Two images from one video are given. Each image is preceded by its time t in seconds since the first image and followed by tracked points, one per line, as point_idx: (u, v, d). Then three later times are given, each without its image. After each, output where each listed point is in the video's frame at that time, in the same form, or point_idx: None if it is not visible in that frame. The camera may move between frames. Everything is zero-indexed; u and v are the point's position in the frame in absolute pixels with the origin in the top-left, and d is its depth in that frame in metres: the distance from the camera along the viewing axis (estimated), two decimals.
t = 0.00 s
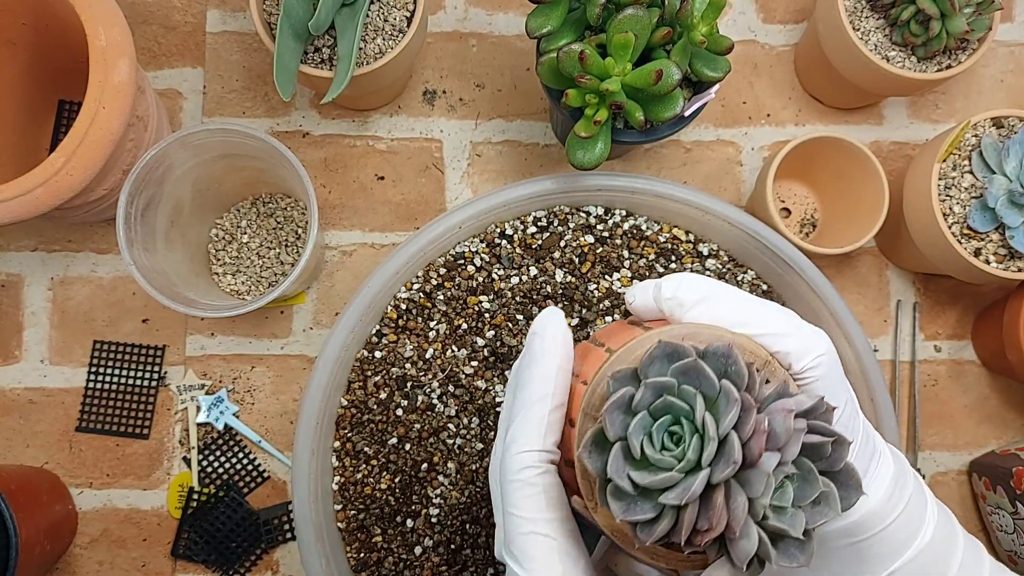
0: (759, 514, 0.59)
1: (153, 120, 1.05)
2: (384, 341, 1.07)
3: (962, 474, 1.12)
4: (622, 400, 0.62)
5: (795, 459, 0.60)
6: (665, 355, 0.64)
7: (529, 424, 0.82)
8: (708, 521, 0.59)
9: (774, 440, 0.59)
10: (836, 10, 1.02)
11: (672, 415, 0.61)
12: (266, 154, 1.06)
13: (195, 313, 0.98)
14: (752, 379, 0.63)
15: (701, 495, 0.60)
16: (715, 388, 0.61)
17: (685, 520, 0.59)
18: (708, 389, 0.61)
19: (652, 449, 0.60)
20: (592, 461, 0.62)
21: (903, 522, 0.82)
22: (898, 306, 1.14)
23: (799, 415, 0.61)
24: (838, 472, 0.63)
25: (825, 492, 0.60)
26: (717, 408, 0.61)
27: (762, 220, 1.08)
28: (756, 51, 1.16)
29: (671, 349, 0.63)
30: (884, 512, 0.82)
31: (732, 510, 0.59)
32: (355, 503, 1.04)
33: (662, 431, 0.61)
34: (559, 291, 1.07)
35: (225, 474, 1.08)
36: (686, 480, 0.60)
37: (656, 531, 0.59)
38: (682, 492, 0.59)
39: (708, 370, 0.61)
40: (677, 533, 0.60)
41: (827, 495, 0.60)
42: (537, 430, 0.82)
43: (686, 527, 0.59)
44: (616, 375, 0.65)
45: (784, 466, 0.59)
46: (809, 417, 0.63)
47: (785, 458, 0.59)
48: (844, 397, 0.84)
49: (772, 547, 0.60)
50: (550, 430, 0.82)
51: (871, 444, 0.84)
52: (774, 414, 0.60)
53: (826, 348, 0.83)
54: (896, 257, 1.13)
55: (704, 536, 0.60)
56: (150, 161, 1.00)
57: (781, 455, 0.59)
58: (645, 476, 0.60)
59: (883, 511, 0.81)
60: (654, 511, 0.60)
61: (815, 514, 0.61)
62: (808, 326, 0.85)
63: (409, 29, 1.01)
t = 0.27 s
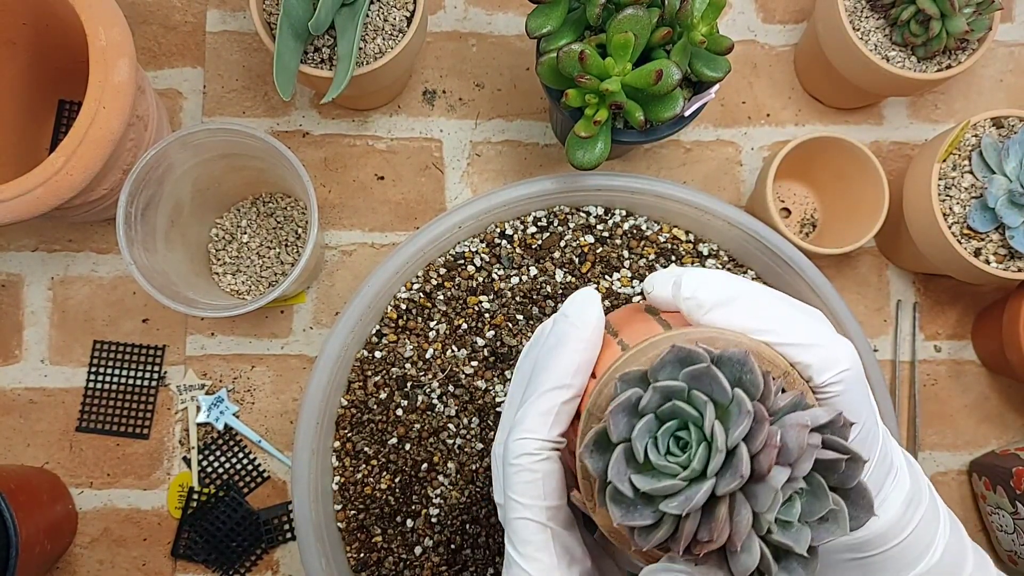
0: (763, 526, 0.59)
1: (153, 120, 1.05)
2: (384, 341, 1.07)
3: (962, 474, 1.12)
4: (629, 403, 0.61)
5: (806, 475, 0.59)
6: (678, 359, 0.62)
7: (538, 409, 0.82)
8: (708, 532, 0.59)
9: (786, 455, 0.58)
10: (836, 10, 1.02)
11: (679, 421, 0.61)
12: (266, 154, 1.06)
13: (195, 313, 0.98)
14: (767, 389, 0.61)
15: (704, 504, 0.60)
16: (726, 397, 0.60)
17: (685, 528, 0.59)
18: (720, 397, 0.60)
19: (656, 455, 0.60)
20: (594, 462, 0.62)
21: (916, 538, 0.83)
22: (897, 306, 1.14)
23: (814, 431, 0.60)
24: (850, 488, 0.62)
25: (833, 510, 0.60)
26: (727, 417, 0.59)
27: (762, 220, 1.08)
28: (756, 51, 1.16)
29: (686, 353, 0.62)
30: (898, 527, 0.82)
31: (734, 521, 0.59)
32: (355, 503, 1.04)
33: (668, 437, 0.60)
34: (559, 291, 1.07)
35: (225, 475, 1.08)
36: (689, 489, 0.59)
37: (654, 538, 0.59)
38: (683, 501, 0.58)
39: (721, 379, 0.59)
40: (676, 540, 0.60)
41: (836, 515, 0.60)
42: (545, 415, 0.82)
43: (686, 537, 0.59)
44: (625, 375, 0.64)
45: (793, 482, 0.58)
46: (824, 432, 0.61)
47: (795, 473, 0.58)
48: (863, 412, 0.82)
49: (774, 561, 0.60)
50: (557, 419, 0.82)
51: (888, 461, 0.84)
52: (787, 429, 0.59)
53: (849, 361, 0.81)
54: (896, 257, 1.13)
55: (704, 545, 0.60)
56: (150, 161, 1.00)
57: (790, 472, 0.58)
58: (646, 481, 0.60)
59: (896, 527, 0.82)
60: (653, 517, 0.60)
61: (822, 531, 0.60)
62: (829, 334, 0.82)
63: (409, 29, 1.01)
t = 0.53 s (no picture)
0: (760, 474, 0.59)
1: (153, 121, 1.05)
2: (384, 341, 1.07)
3: (961, 474, 1.12)
4: (638, 346, 0.62)
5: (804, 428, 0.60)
6: (687, 312, 0.64)
7: (544, 398, 0.82)
8: (707, 472, 0.59)
9: (786, 404, 0.59)
10: (836, 10, 1.02)
11: (685, 369, 0.61)
12: (266, 154, 1.06)
13: (196, 313, 0.98)
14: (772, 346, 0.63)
15: (704, 447, 0.60)
16: (733, 347, 0.61)
17: (685, 468, 0.59)
18: (727, 347, 0.61)
19: (661, 398, 0.60)
20: (600, 401, 0.63)
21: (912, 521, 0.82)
22: (897, 306, 1.14)
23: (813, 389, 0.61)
24: (846, 455, 0.62)
25: (831, 470, 0.60)
26: (733, 365, 0.61)
27: (762, 219, 1.08)
28: (756, 51, 1.16)
29: (696, 305, 0.64)
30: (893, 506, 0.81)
31: (732, 466, 0.59)
32: (355, 503, 1.04)
33: (675, 381, 0.61)
34: (559, 291, 1.07)
35: (225, 475, 1.08)
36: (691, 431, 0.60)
37: (655, 475, 0.60)
38: (685, 441, 0.59)
39: (729, 330, 0.61)
40: (675, 483, 0.60)
41: (830, 472, 0.60)
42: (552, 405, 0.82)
43: (686, 476, 0.59)
44: (635, 324, 0.65)
45: (791, 433, 0.59)
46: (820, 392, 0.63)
47: (794, 423, 0.59)
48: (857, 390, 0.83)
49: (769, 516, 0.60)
50: (561, 409, 0.82)
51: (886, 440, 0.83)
52: (789, 381, 0.60)
53: (847, 333, 0.82)
54: (896, 257, 1.13)
55: (702, 488, 0.59)
56: (150, 162, 1.00)
57: (789, 420, 0.59)
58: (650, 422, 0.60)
59: (889, 510, 0.81)
60: (655, 457, 0.60)
61: (817, 493, 0.60)
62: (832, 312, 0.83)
63: (409, 29, 1.01)
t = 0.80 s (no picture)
0: (744, 461, 0.58)
1: (153, 121, 1.05)
2: (384, 341, 1.07)
3: (962, 474, 1.12)
4: (626, 331, 0.63)
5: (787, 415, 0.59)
6: (675, 300, 0.65)
7: (543, 368, 0.84)
8: (690, 457, 0.59)
9: (768, 391, 0.59)
10: (836, 10, 1.02)
11: (672, 356, 0.62)
12: (266, 154, 1.06)
13: (196, 313, 0.98)
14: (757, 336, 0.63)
15: (688, 433, 0.60)
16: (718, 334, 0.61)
17: (669, 453, 0.59)
18: (713, 334, 0.62)
19: (646, 383, 0.61)
20: (588, 386, 0.63)
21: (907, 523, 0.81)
22: (897, 306, 1.14)
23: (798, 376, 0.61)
24: (833, 446, 0.61)
25: (817, 459, 0.59)
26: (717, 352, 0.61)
27: (762, 219, 1.08)
28: (756, 51, 1.16)
29: (683, 294, 0.64)
30: (887, 507, 0.80)
31: (715, 450, 0.59)
32: (355, 503, 1.04)
33: (661, 368, 0.61)
34: (559, 291, 1.07)
35: (225, 475, 1.08)
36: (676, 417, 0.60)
37: (638, 460, 0.60)
38: (667, 426, 0.59)
39: (714, 317, 0.61)
40: (660, 468, 0.60)
41: (816, 461, 0.59)
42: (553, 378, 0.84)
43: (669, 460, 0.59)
44: (625, 311, 0.66)
45: (774, 419, 0.59)
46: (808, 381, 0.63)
47: (776, 410, 0.59)
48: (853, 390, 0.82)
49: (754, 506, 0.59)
50: (563, 383, 0.84)
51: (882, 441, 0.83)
52: (771, 367, 0.60)
53: (839, 329, 0.83)
54: (896, 257, 1.13)
55: (686, 473, 0.59)
56: (150, 162, 1.00)
57: (771, 405, 0.59)
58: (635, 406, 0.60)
59: (880, 509, 0.80)
60: (639, 441, 0.60)
61: (803, 481, 0.59)
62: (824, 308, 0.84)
63: (409, 29, 1.01)
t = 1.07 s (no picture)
0: (730, 527, 0.59)
1: (153, 121, 1.05)
2: (384, 341, 1.07)
3: (961, 474, 1.12)
4: (635, 378, 0.62)
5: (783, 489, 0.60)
6: (692, 350, 0.64)
7: (543, 416, 0.86)
8: (676, 516, 0.60)
9: (769, 465, 0.59)
10: (836, 10, 1.02)
11: (678, 408, 0.61)
12: (267, 154, 1.06)
13: (195, 313, 0.98)
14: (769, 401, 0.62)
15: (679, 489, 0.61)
16: (729, 396, 0.61)
17: (658, 507, 0.60)
18: (723, 394, 0.61)
19: (647, 434, 0.61)
20: (588, 424, 0.64)
21: None
22: (897, 306, 1.14)
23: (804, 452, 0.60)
24: (824, 518, 0.62)
25: (803, 531, 0.60)
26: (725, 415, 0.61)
27: (762, 219, 1.08)
28: (756, 51, 1.16)
29: (703, 347, 0.63)
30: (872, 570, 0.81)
31: (704, 513, 0.60)
32: (355, 503, 1.04)
33: (665, 419, 0.61)
34: (559, 291, 1.07)
35: (225, 474, 1.08)
36: (671, 472, 0.60)
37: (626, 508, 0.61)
38: (660, 482, 0.60)
39: (728, 378, 0.61)
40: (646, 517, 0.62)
41: (803, 537, 0.60)
42: (552, 421, 0.86)
43: (656, 515, 0.60)
44: (640, 353, 0.65)
45: (770, 492, 0.59)
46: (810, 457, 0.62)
47: (773, 485, 0.59)
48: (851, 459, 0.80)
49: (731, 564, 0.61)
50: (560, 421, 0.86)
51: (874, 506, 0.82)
52: (777, 442, 0.60)
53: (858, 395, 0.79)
54: (896, 257, 1.13)
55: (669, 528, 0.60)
56: (150, 161, 1.00)
57: (767, 481, 0.59)
58: (631, 454, 0.61)
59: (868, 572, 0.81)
60: (630, 489, 0.61)
61: (785, 549, 0.60)
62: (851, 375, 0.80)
63: (409, 29, 1.01)
